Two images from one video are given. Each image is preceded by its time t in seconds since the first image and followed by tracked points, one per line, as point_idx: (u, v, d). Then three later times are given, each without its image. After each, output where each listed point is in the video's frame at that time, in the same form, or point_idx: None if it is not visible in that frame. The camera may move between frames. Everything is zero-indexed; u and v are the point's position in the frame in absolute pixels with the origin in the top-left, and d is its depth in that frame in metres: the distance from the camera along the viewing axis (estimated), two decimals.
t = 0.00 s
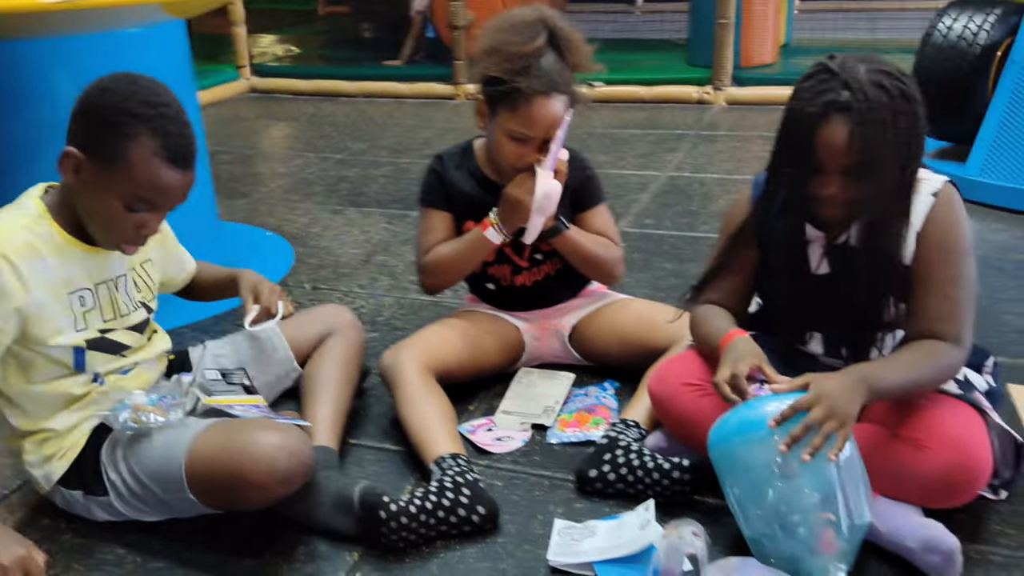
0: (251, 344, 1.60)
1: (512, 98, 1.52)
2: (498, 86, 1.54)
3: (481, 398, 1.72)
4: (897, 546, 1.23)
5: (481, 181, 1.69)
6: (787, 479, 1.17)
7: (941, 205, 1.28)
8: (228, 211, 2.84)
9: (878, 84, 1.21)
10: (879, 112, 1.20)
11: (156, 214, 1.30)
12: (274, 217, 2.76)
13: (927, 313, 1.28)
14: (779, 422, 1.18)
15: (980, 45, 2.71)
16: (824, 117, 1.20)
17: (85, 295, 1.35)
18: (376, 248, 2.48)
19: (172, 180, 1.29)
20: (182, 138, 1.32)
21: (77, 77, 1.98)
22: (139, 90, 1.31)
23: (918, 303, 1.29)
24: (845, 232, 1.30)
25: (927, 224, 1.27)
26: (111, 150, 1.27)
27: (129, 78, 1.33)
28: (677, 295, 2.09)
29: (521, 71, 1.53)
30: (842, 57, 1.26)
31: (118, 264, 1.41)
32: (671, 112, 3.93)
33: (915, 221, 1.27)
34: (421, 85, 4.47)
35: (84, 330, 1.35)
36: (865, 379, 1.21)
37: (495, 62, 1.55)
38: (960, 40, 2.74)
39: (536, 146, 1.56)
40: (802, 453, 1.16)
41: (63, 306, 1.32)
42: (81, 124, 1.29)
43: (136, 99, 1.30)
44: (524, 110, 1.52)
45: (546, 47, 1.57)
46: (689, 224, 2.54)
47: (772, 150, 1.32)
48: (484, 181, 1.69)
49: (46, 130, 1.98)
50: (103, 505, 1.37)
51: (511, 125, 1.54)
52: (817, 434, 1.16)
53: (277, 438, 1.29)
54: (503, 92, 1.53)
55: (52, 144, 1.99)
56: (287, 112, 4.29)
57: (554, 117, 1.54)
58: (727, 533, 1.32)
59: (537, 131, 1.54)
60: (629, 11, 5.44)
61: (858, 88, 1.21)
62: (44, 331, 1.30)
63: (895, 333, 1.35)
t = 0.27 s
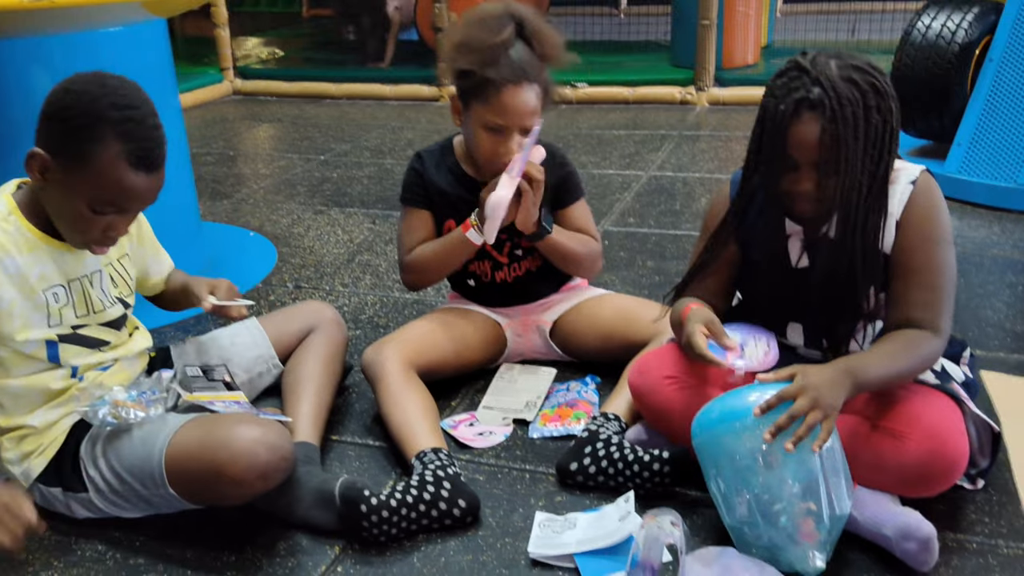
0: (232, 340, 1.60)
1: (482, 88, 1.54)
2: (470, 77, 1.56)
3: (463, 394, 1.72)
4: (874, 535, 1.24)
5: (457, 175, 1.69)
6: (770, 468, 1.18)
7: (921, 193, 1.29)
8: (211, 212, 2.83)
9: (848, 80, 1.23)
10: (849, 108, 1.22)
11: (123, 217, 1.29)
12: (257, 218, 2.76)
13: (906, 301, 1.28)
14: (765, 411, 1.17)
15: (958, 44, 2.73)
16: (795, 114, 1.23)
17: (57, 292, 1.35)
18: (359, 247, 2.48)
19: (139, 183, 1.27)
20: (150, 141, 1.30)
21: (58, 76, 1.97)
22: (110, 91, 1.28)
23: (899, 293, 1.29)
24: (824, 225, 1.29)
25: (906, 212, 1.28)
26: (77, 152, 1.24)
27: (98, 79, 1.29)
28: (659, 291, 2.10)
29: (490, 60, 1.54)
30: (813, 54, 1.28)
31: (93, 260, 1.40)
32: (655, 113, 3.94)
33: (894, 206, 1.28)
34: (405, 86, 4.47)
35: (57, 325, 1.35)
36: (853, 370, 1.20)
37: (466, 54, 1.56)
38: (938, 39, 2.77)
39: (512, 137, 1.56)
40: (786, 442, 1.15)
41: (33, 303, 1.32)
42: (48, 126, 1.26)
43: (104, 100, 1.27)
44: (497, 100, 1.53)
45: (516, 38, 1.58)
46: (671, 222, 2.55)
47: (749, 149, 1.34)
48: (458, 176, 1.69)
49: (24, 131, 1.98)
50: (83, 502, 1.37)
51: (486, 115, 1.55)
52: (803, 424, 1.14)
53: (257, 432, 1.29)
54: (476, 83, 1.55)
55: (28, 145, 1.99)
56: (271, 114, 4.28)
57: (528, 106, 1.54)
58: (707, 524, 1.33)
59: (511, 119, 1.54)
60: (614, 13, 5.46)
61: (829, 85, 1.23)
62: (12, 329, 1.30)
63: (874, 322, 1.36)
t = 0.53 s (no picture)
0: (213, 335, 1.60)
1: (450, 68, 1.54)
2: (439, 58, 1.56)
3: (449, 388, 1.71)
4: (861, 523, 1.25)
5: (446, 169, 1.67)
6: (762, 456, 1.17)
7: (905, 182, 1.29)
8: (195, 210, 2.81)
9: (829, 66, 1.24)
10: (831, 94, 1.22)
11: (91, 216, 1.28)
12: (241, 215, 2.75)
13: (892, 288, 1.28)
14: (758, 400, 1.16)
15: (940, 35, 2.74)
16: (777, 101, 1.23)
17: (29, 287, 1.34)
18: (344, 243, 2.47)
19: (107, 182, 1.26)
20: (117, 139, 1.28)
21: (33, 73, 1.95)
22: (76, 88, 1.27)
23: (884, 279, 1.30)
24: (807, 213, 1.28)
25: (889, 201, 1.28)
26: (42, 150, 1.23)
27: (64, 76, 1.28)
28: (645, 284, 2.10)
29: (456, 38, 1.55)
30: (793, 42, 1.29)
31: (64, 256, 1.40)
32: (640, 108, 3.94)
33: (877, 192, 1.28)
34: (391, 83, 4.45)
35: (29, 320, 1.34)
36: (844, 360, 1.20)
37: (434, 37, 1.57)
38: (920, 30, 2.77)
39: (487, 113, 1.54)
40: (778, 430, 1.14)
41: (5, 297, 1.31)
42: (14, 124, 1.25)
43: (70, 98, 1.26)
44: (466, 75, 1.52)
45: (479, 17, 1.59)
46: (657, 216, 2.55)
47: (732, 139, 1.34)
48: (450, 169, 1.67)
49: None
50: (65, 501, 1.35)
51: (457, 94, 1.54)
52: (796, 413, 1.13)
53: (239, 427, 1.28)
54: (445, 64, 1.55)
55: None
56: (255, 112, 4.26)
57: (501, 82, 1.53)
58: (694, 515, 1.33)
59: (485, 94, 1.53)
60: (599, 9, 5.45)
61: (810, 72, 1.23)
62: None
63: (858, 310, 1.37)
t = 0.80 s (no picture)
0: (216, 337, 1.61)
1: (450, 66, 1.55)
2: (440, 56, 1.57)
3: (451, 388, 1.72)
4: (866, 521, 1.26)
5: (454, 167, 1.68)
6: (778, 458, 1.17)
7: (906, 183, 1.29)
8: (192, 211, 2.81)
9: (828, 63, 1.25)
10: (831, 91, 1.23)
11: (90, 220, 1.27)
12: (239, 215, 2.74)
13: (896, 286, 1.29)
14: (781, 404, 1.15)
15: (934, 33, 2.75)
16: (777, 99, 1.23)
17: (28, 290, 1.34)
18: (343, 243, 2.47)
19: (107, 187, 1.25)
20: (117, 144, 1.27)
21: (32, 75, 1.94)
22: (76, 92, 1.26)
23: (887, 277, 1.31)
24: (810, 211, 1.29)
25: (892, 200, 1.28)
26: (40, 154, 1.22)
27: (63, 80, 1.27)
28: (645, 282, 2.10)
29: (455, 36, 1.56)
30: (791, 41, 1.29)
31: (64, 258, 1.39)
32: (636, 106, 3.95)
33: (880, 195, 1.29)
34: (385, 83, 4.45)
35: (28, 322, 1.35)
36: (869, 367, 1.20)
37: (434, 37, 1.57)
38: (915, 28, 2.78)
39: (489, 111, 1.55)
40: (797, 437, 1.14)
41: (5, 299, 1.32)
42: (14, 127, 1.25)
43: (68, 102, 1.25)
44: (467, 74, 1.53)
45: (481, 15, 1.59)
46: (655, 214, 2.56)
47: (731, 138, 1.34)
48: (457, 166, 1.68)
49: None
50: (70, 504, 1.35)
51: (458, 92, 1.55)
52: (819, 423, 1.14)
53: (243, 428, 1.28)
54: (445, 62, 1.56)
55: None
56: (250, 112, 4.26)
57: (503, 79, 1.54)
58: (698, 513, 1.33)
59: (486, 92, 1.53)
60: (593, 8, 5.45)
61: (809, 69, 1.24)
62: None
63: (860, 308, 1.38)
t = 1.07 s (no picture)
0: (223, 336, 1.59)
1: (467, 66, 1.54)
2: (457, 55, 1.56)
3: (460, 389, 1.70)
4: (882, 525, 1.25)
5: (470, 164, 1.67)
6: (799, 462, 1.17)
7: (924, 181, 1.29)
8: (197, 209, 2.80)
9: (848, 61, 1.24)
10: (852, 87, 1.22)
11: (96, 222, 1.24)
12: (243, 214, 2.73)
13: (915, 287, 1.28)
14: (805, 410, 1.15)
15: (944, 35, 2.75)
16: (799, 97, 1.22)
17: (34, 291, 1.31)
18: (349, 243, 2.46)
19: (112, 190, 1.22)
20: (125, 146, 1.24)
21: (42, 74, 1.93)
22: (86, 92, 1.24)
23: (907, 277, 1.29)
24: (827, 212, 1.29)
25: (910, 199, 1.28)
26: (46, 154, 1.20)
27: (74, 79, 1.25)
28: (653, 284, 2.09)
29: (472, 36, 1.55)
30: (807, 40, 1.29)
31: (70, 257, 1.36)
32: (641, 107, 3.94)
33: (898, 194, 1.28)
34: (390, 82, 4.44)
35: (34, 323, 1.31)
36: (896, 374, 1.19)
37: (451, 37, 1.56)
38: (924, 30, 2.78)
39: (506, 111, 1.54)
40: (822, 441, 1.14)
41: (9, 302, 1.28)
42: (22, 126, 1.22)
43: (78, 102, 1.23)
44: (484, 73, 1.52)
45: (500, 14, 1.59)
46: (662, 215, 2.54)
47: (748, 138, 1.33)
48: (473, 164, 1.67)
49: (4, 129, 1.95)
50: (77, 503, 1.34)
51: (475, 92, 1.54)
52: (844, 430, 1.14)
53: (254, 428, 1.27)
54: (462, 61, 1.55)
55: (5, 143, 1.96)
56: (254, 111, 4.24)
57: (520, 79, 1.53)
58: (712, 516, 1.32)
59: (503, 92, 1.52)
60: (597, 9, 5.45)
61: (829, 67, 1.23)
62: None
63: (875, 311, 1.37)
